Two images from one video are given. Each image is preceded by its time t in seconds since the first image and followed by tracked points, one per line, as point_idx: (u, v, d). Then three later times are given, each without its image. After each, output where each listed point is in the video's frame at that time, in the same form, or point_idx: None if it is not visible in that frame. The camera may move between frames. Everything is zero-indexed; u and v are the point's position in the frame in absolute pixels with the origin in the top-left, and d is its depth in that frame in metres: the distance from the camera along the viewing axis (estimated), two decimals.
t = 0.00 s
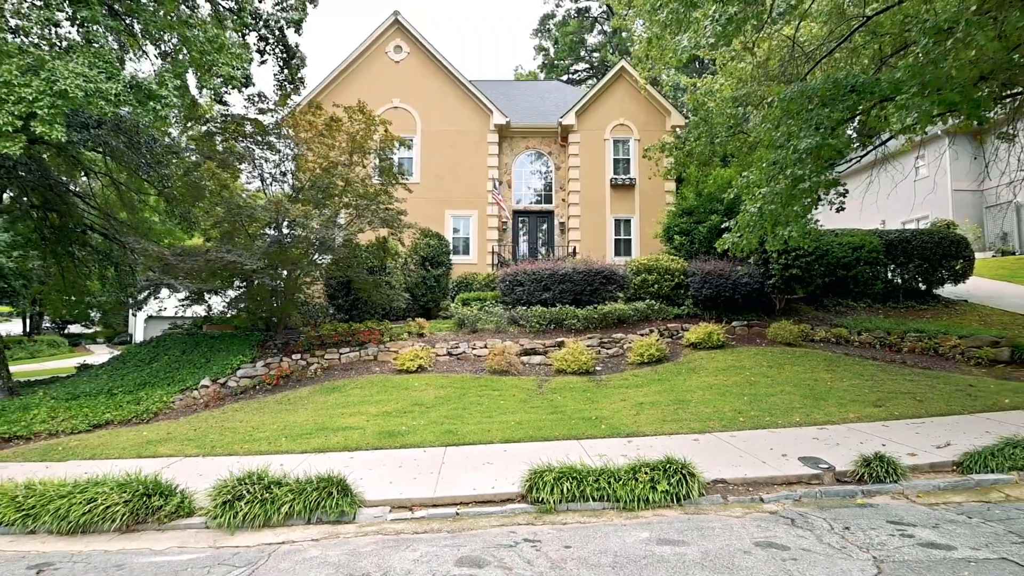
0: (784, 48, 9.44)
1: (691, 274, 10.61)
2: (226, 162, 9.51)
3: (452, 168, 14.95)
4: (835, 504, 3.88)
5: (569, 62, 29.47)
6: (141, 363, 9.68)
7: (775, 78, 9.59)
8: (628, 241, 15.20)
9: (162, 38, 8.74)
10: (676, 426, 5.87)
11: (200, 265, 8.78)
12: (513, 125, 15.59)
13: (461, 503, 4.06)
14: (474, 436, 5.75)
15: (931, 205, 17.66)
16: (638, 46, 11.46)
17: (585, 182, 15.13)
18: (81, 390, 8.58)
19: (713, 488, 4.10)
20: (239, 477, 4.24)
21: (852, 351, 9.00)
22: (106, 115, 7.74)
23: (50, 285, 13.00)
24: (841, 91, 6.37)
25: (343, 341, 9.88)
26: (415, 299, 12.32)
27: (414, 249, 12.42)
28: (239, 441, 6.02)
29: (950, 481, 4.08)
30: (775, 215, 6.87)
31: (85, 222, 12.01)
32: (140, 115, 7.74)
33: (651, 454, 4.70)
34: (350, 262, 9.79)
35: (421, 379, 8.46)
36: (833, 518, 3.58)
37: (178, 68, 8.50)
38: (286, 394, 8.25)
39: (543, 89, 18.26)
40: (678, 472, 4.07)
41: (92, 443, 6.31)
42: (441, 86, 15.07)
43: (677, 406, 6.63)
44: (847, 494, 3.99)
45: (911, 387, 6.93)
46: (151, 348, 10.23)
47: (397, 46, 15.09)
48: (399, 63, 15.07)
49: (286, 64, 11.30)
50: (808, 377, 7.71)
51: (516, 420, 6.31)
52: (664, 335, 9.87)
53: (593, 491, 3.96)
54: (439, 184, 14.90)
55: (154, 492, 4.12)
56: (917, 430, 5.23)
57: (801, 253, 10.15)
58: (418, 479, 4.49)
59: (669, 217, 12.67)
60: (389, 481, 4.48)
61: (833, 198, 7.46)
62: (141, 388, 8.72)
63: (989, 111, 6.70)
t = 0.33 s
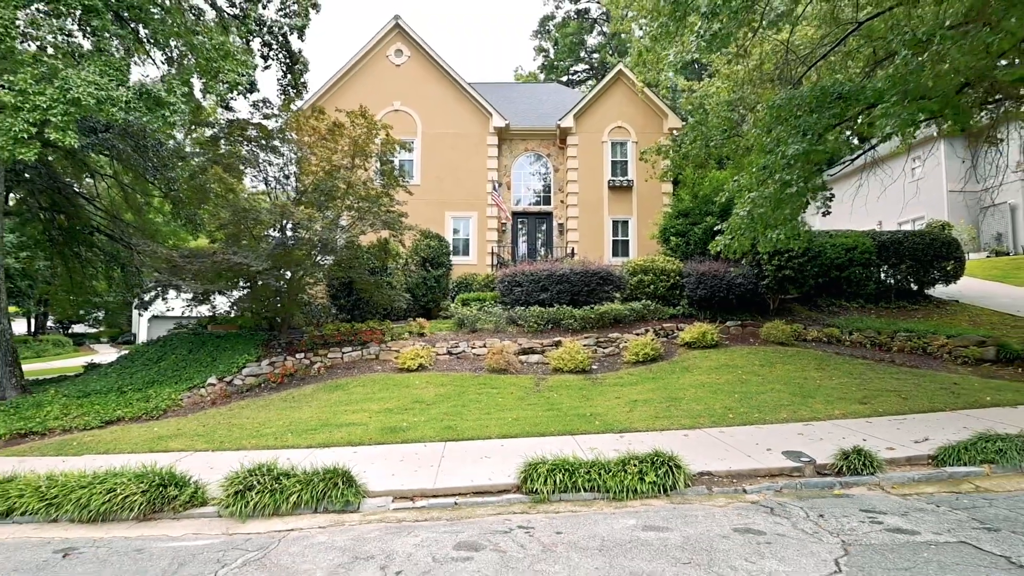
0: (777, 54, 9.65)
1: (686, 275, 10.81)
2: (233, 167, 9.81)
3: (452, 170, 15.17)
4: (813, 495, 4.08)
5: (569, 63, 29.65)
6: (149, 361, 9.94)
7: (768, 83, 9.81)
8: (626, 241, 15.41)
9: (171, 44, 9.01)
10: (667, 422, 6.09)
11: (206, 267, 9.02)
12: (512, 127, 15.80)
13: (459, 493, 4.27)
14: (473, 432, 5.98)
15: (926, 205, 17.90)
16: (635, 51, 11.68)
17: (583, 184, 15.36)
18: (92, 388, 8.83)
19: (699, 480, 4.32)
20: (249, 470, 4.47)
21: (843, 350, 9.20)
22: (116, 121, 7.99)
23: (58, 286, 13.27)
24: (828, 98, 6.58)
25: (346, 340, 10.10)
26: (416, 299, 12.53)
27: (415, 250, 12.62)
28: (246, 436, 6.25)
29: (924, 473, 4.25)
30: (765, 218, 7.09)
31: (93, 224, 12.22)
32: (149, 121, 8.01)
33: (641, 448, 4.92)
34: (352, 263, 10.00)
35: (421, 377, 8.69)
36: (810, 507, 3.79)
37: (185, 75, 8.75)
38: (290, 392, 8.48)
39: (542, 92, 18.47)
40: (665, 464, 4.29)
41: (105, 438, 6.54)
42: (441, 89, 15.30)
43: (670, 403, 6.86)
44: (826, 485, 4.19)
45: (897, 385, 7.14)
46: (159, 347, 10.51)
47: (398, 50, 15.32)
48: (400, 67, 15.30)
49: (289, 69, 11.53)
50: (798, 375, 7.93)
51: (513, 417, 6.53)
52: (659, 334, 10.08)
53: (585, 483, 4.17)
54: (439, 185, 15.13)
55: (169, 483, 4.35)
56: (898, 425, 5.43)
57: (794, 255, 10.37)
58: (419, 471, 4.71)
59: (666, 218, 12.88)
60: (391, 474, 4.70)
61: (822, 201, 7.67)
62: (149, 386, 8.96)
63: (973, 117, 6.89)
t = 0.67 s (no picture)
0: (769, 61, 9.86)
1: (681, 276, 11.05)
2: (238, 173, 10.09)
3: (452, 172, 15.41)
4: (792, 486, 4.31)
5: (568, 65, 29.88)
6: (155, 361, 10.18)
7: (760, 89, 10.03)
8: (623, 243, 15.65)
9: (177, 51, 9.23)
10: (658, 419, 6.33)
11: (212, 268, 9.26)
12: (511, 130, 16.03)
13: (457, 486, 4.50)
14: (471, 428, 6.22)
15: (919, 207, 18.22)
16: (631, 57, 11.90)
17: (581, 186, 15.59)
18: (100, 387, 9.07)
19: (685, 473, 4.55)
20: (257, 463, 4.70)
21: (832, 350, 9.43)
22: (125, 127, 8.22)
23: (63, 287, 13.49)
24: (814, 107, 6.81)
25: (347, 340, 10.35)
26: (416, 300, 12.76)
27: (416, 252, 12.79)
28: (253, 433, 6.49)
29: (898, 466, 4.48)
30: (754, 222, 7.32)
31: (98, 226, 12.44)
32: (158, 128, 8.24)
33: (631, 443, 5.15)
34: (353, 264, 10.22)
35: (422, 376, 8.93)
36: (787, 497, 4.01)
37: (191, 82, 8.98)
38: (294, 391, 8.72)
39: (541, 95, 18.70)
40: (652, 458, 4.52)
41: (116, 435, 6.78)
42: (441, 93, 15.53)
43: (662, 401, 7.10)
44: (805, 478, 4.42)
45: (882, 383, 7.37)
46: (165, 347, 10.76)
47: (398, 54, 15.55)
48: (401, 71, 15.53)
49: (291, 74, 11.76)
50: (788, 374, 8.15)
51: (510, 414, 6.77)
52: (654, 334, 10.31)
53: (576, 475, 4.40)
54: (439, 188, 15.36)
55: (181, 476, 4.59)
56: (879, 421, 5.65)
57: (786, 257, 10.60)
58: (419, 466, 4.95)
59: (661, 221, 13.11)
60: (393, 468, 4.93)
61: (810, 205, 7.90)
62: (156, 385, 9.21)
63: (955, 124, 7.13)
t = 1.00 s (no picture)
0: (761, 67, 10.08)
1: (675, 278, 11.29)
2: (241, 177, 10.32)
3: (451, 175, 15.63)
4: (772, 479, 4.53)
5: (567, 66, 30.03)
6: (160, 361, 10.40)
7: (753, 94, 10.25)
8: (620, 244, 15.89)
9: (181, 57, 9.42)
10: (649, 416, 6.58)
11: (216, 270, 9.48)
12: (509, 133, 16.26)
13: (454, 479, 4.72)
14: (468, 425, 6.46)
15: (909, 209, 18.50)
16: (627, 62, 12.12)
17: (578, 189, 15.83)
18: (106, 387, 9.29)
19: (671, 466, 4.78)
20: (264, 459, 4.92)
21: (822, 349, 9.67)
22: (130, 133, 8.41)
23: (67, 288, 13.70)
24: (800, 114, 7.05)
25: (348, 340, 10.57)
26: (416, 301, 12.99)
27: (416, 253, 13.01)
28: (258, 430, 6.72)
29: (873, 460, 4.71)
30: (743, 226, 7.56)
31: (102, 228, 12.65)
32: (162, 134, 8.43)
33: (620, 439, 5.38)
34: (354, 266, 10.44)
35: (421, 375, 9.16)
36: (766, 489, 4.24)
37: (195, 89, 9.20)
38: (296, 390, 8.95)
39: (539, 97, 18.91)
40: (640, 452, 4.75)
41: (125, 433, 7.00)
42: (441, 96, 15.75)
43: (653, 399, 7.34)
44: (785, 471, 4.64)
45: (867, 381, 7.61)
46: (169, 347, 10.99)
47: (398, 58, 15.76)
48: (400, 74, 15.73)
49: (293, 79, 11.99)
50: (777, 373, 8.39)
51: (507, 412, 7.01)
52: (648, 334, 10.55)
53: (567, 469, 4.62)
54: (439, 190, 15.58)
55: (190, 471, 4.80)
56: (860, 418, 5.87)
57: (777, 259, 10.83)
58: (418, 461, 5.17)
59: (657, 223, 13.34)
60: (393, 463, 5.15)
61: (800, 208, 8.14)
62: (161, 384, 9.43)
63: (937, 131, 7.37)
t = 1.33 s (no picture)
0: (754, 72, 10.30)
1: (670, 279, 11.52)
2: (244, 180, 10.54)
3: (451, 177, 15.86)
4: (755, 472, 4.76)
5: (567, 67, 30.21)
6: (166, 361, 10.64)
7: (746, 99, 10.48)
8: (616, 246, 16.14)
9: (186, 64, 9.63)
10: (641, 413, 6.81)
11: (221, 272, 9.71)
12: (508, 136, 16.49)
13: (451, 473, 4.95)
14: (466, 422, 6.70)
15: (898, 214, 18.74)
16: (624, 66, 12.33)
17: (576, 191, 16.07)
18: (113, 386, 9.53)
19: (659, 461, 5.00)
20: (270, 454, 5.15)
21: (812, 349, 9.89)
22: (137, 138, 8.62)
23: (73, 289, 13.93)
24: (787, 121, 7.28)
25: (350, 341, 10.80)
26: (416, 302, 13.22)
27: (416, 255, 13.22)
28: (263, 427, 6.95)
29: (851, 454, 4.94)
30: (733, 229, 7.78)
31: (108, 230, 12.88)
32: (169, 139, 8.68)
33: (611, 435, 5.61)
34: (355, 267, 10.66)
35: (421, 375, 9.38)
36: (747, 481, 4.48)
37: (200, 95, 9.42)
38: (299, 389, 9.18)
39: (538, 100, 19.15)
40: (629, 447, 4.97)
41: (135, 430, 7.23)
42: (440, 100, 15.99)
43: (646, 397, 7.57)
44: (768, 465, 4.87)
45: (854, 380, 7.84)
46: (174, 347, 11.23)
47: (398, 62, 16.00)
48: (400, 78, 15.97)
49: (295, 84, 12.23)
50: (768, 372, 8.61)
51: (503, 409, 7.24)
52: (643, 335, 10.77)
53: (559, 463, 4.85)
54: (439, 193, 15.83)
55: (200, 465, 5.03)
56: (844, 415, 6.10)
57: (769, 261, 11.04)
58: (418, 455, 5.40)
59: (653, 224, 13.56)
60: (393, 458, 5.38)
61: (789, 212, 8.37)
62: (168, 383, 9.66)
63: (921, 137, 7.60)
